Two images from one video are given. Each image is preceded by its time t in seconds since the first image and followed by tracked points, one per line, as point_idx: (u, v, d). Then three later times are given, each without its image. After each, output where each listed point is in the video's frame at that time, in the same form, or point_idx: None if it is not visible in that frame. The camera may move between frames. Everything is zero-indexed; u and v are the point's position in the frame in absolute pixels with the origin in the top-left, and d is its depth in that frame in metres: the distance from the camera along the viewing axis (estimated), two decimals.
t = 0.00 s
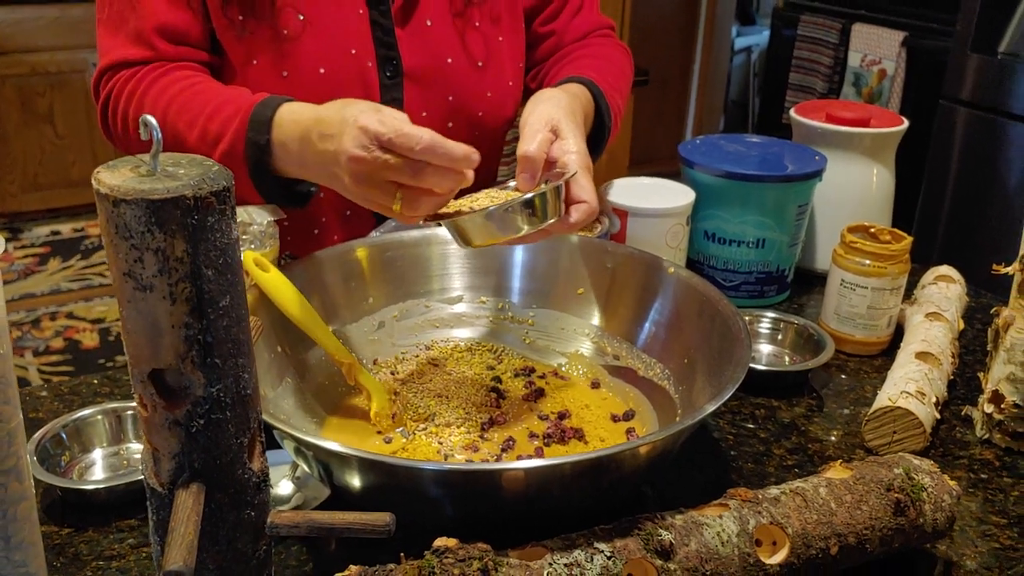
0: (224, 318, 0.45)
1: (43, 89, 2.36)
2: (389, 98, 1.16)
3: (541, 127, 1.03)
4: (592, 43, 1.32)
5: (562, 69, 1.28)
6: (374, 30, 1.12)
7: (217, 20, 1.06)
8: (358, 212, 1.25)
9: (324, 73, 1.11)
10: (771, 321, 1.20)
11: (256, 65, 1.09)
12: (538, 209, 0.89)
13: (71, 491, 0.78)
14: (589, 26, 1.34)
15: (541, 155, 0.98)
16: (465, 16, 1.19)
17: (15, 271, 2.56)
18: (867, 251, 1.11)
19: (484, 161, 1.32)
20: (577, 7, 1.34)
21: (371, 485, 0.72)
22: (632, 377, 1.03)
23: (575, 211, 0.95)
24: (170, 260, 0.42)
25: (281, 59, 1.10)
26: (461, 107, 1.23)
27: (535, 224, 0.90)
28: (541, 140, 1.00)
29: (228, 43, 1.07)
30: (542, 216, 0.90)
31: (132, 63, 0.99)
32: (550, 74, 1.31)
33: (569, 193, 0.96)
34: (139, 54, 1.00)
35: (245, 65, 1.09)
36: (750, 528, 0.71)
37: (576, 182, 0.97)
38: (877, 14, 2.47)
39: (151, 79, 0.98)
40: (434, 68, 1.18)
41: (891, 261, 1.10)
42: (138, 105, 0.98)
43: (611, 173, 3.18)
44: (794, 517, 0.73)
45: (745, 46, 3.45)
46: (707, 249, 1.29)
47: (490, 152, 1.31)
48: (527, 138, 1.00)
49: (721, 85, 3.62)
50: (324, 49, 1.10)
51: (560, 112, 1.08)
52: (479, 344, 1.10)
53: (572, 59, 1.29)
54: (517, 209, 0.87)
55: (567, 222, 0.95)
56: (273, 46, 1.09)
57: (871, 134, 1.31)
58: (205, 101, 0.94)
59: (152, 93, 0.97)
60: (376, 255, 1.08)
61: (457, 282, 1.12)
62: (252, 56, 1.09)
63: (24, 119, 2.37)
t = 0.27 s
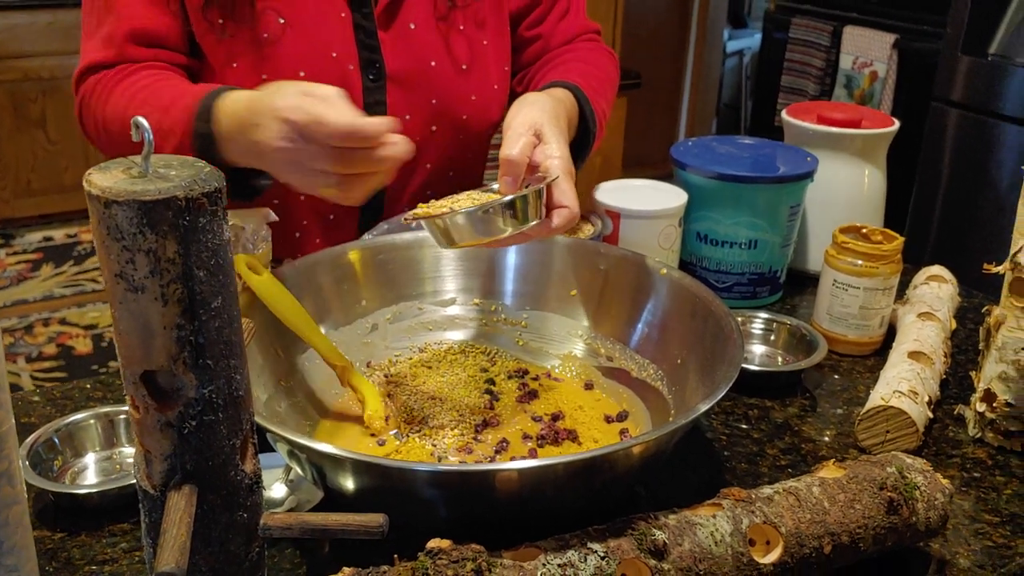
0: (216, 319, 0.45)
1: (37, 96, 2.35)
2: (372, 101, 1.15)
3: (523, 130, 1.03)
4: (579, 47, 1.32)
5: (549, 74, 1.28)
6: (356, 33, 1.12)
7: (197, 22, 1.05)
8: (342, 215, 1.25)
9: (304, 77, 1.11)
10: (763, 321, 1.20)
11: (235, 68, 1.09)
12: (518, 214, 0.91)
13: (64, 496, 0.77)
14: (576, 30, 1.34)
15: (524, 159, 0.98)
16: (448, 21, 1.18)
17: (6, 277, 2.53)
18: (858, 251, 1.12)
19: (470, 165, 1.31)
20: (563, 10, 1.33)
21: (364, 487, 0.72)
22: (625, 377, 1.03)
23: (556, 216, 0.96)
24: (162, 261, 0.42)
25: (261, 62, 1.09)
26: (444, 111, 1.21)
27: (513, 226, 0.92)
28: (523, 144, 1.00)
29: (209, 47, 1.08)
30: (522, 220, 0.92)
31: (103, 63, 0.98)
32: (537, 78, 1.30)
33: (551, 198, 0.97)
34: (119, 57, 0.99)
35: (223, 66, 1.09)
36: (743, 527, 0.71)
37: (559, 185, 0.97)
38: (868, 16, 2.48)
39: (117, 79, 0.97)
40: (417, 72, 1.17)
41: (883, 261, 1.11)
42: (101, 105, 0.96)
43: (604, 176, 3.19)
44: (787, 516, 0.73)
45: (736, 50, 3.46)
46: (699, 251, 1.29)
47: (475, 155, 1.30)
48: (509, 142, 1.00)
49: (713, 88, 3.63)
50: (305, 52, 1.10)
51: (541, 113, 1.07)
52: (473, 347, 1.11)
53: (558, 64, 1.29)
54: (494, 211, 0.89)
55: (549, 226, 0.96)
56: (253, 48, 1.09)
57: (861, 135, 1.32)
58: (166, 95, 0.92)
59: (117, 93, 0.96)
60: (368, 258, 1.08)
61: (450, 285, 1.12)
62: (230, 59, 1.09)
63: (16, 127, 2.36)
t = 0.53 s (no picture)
0: (208, 324, 0.45)
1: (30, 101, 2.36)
2: (350, 103, 1.13)
3: (527, 140, 1.04)
4: (565, 53, 1.32)
5: (536, 80, 1.28)
6: (334, 34, 1.10)
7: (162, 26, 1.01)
8: (322, 220, 1.23)
9: (274, 79, 1.09)
10: (757, 323, 1.20)
11: (204, 68, 1.06)
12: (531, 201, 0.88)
13: (56, 502, 0.77)
14: (561, 35, 1.33)
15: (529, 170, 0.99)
16: (432, 23, 1.17)
17: None
18: (850, 252, 1.12)
19: (454, 166, 1.30)
20: (549, 15, 1.33)
21: (358, 492, 0.71)
22: (618, 380, 1.03)
23: (568, 216, 0.96)
24: (153, 266, 0.42)
25: (231, 62, 1.07)
26: (426, 113, 1.20)
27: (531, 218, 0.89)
28: (527, 155, 1.01)
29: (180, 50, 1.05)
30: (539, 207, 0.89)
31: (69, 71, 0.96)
32: (524, 84, 1.30)
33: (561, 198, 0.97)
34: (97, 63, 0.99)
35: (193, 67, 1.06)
36: (737, 530, 0.71)
37: (567, 185, 0.97)
38: (858, 18, 2.49)
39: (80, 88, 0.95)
40: (399, 72, 1.15)
41: (875, 262, 1.11)
42: (46, 106, 0.92)
43: (597, 179, 3.19)
44: (780, 518, 0.73)
45: (729, 51, 3.44)
46: (692, 253, 1.29)
47: (458, 158, 1.29)
48: (513, 155, 1.02)
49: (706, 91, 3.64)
50: (279, 55, 1.08)
51: (542, 123, 1.08)
52: (468, 351, 1.11)
53: (545, 70, 1.28)
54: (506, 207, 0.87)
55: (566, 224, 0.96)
56: (221, 49, 1.06)
57: (853, 136, 1.32)
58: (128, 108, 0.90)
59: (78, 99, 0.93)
60: (361, 262, 1.07)
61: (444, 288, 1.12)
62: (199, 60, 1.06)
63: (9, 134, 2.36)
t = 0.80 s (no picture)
0: (209, 329, 0.45)
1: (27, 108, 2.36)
2: (335, 110, 1.12)
3: (531, 161, 1.03)
4: (555, 58, 1.32)
5: (528, 89, 1.28)
6: (317, 40, 1.09)
7: (144, 38, 1.01)
8: (308, 228, 1.23)
9: (256, 89, 1.08)
10: (756, 326, 1.20)
11: (185, 80, 1.05)
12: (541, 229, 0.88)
13: (53, 508, 0.77)
14: (549, 36, 1.34)
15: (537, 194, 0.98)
16: (413, 24, 1.16)
17: None
18: (849, 255, 1.12)
19: (441, 171, 1.30)
20: (535, 16, 1.33)
21: (357, 497, 0.71)
22: (618, 385, 1.03)
23: (583, 236, 0.95)
24: (154, 272, 0.42)
25: (211, 74, 1.06)
26: (411, 119, 1.19)
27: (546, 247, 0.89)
28: (534, 177, 1.01)
29: (160, 62, 1.03)
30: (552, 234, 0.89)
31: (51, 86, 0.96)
32: (515, 90, 1.30)
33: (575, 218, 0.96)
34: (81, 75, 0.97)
35: (173, 77, 1.05)
36: (740, 534, 0.71)
37: (580, 206, 0.97)
38: (854, 21, 2.50)
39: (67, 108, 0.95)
40: (385, 81, 1.15)
41: (874, 265, 1.11)
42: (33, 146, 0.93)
43: (594, 183, 3.19)
44: (783, 522, 0.73)
45: (723, 56, 3.66)
46: (691, 256, 1.29)
47: (445, 162, 1.30)
48: (518, 178, 1.01)
49: (701, 94, 3.64)
50: (261, 63, 1.07)
51: (540, 144, 1.07)
52: (467, 355, 1.11)
53: (537, 78, 1.28)
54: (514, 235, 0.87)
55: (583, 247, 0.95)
56: (201, 61, 1.05)
57: (850, 139, 1.32)
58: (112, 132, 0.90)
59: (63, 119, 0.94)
60: (360, 266, 1.07)
61: (443, 293, 1.11)
62: (179, 72, 1.05)
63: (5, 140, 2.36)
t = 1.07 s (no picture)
0: (215, 335, 0.44)
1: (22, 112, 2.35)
2: (329, 116, 1.12)
3: (525, 162, 1.03)
4: (550, 61, 1.31)
5: (523, 91, 1.27)
6: (310, 46, 1.09)
7: (136, 47, 1.01)
8: (302, 234, 1.22)
9: (249, 96, 1.07)
10: (758, 330, 1.20)
11: (178, 88, 1.05)
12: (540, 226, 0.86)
13: (53, 514, 0.76)
14: (540, 41, 1.33)
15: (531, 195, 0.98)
16: (405, 30, 1.16)
17: None
18: (851, 258, 1.12)
19: (436, 176, 1.29)
20: (529, 20, 1.32)
21: (359, 503, 0.71)
22: (620, 389, 1.03)
23: (578, 235, 0.94)
24: (159, 277, 0.41)
25: (203, 82, 1.05)
26: (406, 124, 1.19)
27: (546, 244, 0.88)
28: (528, 177, 1.00)
29: (152, 70, 1.03)
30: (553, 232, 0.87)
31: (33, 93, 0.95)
32: (510, 92, 1.29)
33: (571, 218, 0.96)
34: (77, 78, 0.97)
35: (166, 86, 1.05)
36: (746, 539, 0.71)
37: (575, 205, 0.96)
38: (851, 25, 2.49)
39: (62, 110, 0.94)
40: (379, 86, 1.14)
41: (876, 269, 1.11)
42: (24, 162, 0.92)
43: (592, 186, 3.19)
44: (788, 527, 0.72)
45: (719, 59, 3.64)
46: (691, 259, 1.29)
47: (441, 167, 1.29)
48: (512, 179, 1.00)
49: (697, 97, 3.65)
50: (253, 70, 1.07)
51: (532, 145, 1.07)
52: (468, 360, 1.10)
53: (532, 80, 1.28)
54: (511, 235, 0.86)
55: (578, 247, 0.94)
56: (192, 69, 1.04)
57: (851, 142, 1.32)
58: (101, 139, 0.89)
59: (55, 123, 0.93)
60: (362, 270, 1.06)
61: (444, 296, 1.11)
62: (172, 80, 1.04)
63: None
